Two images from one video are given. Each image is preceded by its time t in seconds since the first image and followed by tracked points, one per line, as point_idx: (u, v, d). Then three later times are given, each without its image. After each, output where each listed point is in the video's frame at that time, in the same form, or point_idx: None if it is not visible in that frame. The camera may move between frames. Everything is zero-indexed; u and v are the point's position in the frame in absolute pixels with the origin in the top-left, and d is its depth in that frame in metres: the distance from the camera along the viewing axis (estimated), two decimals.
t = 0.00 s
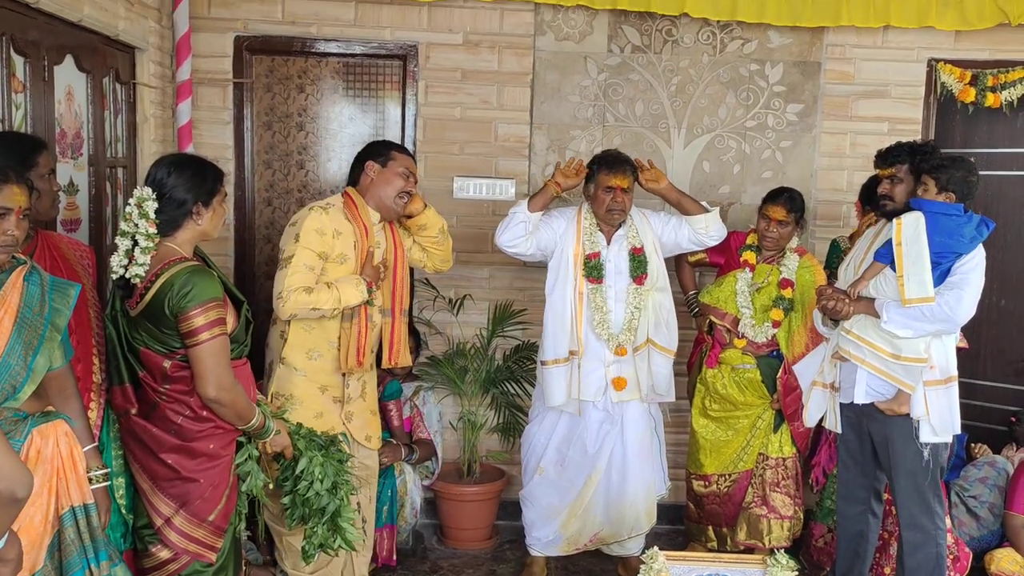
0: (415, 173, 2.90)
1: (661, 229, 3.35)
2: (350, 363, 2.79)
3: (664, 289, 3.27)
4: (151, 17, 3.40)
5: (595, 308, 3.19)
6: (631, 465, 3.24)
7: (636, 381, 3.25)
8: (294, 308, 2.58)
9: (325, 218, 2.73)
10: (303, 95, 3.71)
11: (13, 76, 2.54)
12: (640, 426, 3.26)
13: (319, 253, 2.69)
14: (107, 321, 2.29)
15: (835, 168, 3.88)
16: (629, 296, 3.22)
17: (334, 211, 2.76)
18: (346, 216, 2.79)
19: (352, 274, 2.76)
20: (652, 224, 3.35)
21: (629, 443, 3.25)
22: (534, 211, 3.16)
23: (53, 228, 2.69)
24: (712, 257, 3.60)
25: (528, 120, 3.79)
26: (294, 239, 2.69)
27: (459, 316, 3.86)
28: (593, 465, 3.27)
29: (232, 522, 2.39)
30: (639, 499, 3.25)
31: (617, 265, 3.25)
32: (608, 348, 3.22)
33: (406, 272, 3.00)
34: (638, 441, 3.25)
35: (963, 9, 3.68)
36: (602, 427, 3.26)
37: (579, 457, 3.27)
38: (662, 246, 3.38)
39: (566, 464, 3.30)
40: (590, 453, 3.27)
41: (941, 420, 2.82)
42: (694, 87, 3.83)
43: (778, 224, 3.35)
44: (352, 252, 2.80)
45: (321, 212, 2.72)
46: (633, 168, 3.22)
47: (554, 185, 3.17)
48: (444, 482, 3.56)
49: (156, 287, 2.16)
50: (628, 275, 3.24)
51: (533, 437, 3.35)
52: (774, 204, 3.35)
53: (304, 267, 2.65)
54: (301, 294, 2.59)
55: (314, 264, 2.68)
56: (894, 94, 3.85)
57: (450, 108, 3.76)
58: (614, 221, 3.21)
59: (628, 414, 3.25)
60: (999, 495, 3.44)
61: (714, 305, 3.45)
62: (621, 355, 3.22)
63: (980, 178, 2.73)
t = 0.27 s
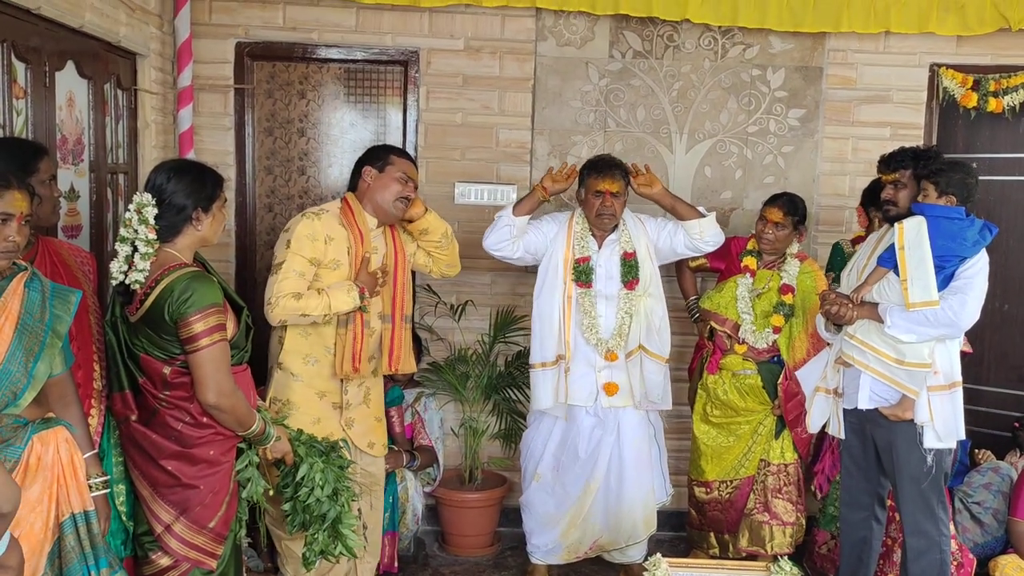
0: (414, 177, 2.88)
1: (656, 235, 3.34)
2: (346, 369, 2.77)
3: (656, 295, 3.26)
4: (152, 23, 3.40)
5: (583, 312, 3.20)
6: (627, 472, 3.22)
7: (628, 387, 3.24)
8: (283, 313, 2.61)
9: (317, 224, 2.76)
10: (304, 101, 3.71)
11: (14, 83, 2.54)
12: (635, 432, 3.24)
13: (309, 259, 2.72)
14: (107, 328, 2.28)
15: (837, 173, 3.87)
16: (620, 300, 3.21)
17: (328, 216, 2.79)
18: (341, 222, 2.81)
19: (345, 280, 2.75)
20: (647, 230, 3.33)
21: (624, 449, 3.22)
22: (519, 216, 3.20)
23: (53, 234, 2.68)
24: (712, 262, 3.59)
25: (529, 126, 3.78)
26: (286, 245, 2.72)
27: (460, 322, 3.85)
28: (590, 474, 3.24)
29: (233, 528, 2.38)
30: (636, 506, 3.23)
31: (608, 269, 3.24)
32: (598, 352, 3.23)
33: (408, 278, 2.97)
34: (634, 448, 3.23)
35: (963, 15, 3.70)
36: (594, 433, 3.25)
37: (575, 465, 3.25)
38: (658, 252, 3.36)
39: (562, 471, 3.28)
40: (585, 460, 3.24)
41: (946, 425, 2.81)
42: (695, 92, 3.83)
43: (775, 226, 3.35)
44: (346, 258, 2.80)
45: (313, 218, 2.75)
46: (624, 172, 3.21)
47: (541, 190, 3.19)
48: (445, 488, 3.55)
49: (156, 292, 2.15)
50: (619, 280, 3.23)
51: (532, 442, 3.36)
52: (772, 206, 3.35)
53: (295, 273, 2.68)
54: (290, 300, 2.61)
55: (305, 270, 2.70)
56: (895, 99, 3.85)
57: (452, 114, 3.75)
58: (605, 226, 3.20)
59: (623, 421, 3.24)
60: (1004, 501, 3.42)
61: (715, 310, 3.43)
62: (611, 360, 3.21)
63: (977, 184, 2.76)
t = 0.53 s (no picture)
0: (412, 180, 2.84)
1: (649, 241, 3.33)
2: (338, 373, 2.76)
3: (646, 302, 3.20)
4: (153, 27, 3.40)
5: (570, 316, 3.21)
6: (620, 480, 3.21)
7: (617, 393, 3.23)
8: (270, 317, 2.62)
9: (307, 228, 2.77)
10: (305, 105, 3.71)
11: (16, 87, 2.54)
12: (628, 439, 3.23)
13: (299, 263, 2.73)
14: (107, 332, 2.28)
15: (838, 177, 3.87)
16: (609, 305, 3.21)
17: (321, 220, 2.80)
18: (334, 227, 2.81)
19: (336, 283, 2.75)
20: (641, 235, 3.31)
21: (617, 457, 3.22)
22: (507, 219, 3.24)
23: (55, 239, 2.68)
24: (715, 268, 3.62)
25: (530, 130, 3.78)
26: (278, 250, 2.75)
27: (461, 326, 3.84)
28: (586, 482, 3.24)
29: (233, 533, 2.37)
30: (628, 514, 3.22)
31: (597, 274, 3.26)
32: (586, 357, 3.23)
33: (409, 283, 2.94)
34: (626, 455, 3.22)
35: (963, 18, 3.68)
36: (583, 437, 3.25)
37: (569, 472, 3.25)
38: (651, 257, 3.34)
39: (559, 478, 3.28)
40: (577, 464, 3.24)
41: (949, 429, 2.81)
42: (696, 96, 3.83)
43: (772, 225, 3.34)
44: (337, 263, 2.80)
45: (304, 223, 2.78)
46: (615, 177, 3.18)
47: (529, 195, 3.25)
48: (446, 493, 3.54)
49: (156, 296, 2.15)
50: (607, 285, 3.25)
51: (527, 447, 3.35)
52: (768, 206, 3.36)
53: (284, 278, 2.69)
54: (275, 304, 2.62)
55: (295, 274, 2.71)
56: (897, 103, 3.85)
57: (453, 118, 3.75)
58: (595, 231, 3.18)
59: (616, 427, 3.23)
60: (1006, 506, 3.42)
61: (715, 314, 3.45)
62: (598, 366, 3.21)
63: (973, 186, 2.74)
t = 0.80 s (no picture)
0: (408, 183, 2.79)
1: (640, 245, 3.30)
2: (335, 372, 2.76)
3: (635, 307, 3.19)
4: (152, 31, 3.40)
5: (558, 320, 3.21)
6: (610, 485, 3.20)
7: (605, 398, 3.23)
8: (263, 319, 2.68)
9: (301, 231, 2.80)
10: (305, 108, 3.71)
11: (14, 90, 2.54)
12: (620, 443, 3.23)
13: (293, 267, 2.75)
14: (105, 336, 2.28)
15: (838, 180, 3.87)
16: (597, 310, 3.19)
17: (315, 224, 2.81)
18: (330, 231, 2.82)
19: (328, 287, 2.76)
20: (632, 238, 3.30)
21: (609, 462, 3.21)
22: (497, 223, 3.23)
23: (53, 242, 2.68)
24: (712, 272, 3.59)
25: (529, 133, 3.78)
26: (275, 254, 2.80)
27: (460, 330, 3.84)
28: (579, 487, 3.24)
29: (231, 537, 2.36)
30: (619, 519, 3.20)
31: (586, 278, 3.25)
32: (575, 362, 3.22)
33: (410, 285, 2.92)
34: (617, 460, 3.21)
35: (962, 21, 3.68)
36: (572, 441, 3.25)
37: (563, 476, 3.24)
38: (642, 260, 3.32)
39: (553, 482, 3.28)
40: (568, 469, 3.24)
41: (948, 432, 2.78)
42: (696, 99, 3.82)
43: (762, 222, 3.36)
44: (330, 267, 2.81)
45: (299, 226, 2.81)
46: (605, 181, 3.17)
47: (520, 199, 3.23)
48: (445, 497, 3.54)
49: (152, 300, 2.15)
50: (597, 290, 3.23)
51: (522, 451, 3.36)
52: (758, 204, 3.38)
53: (278, 281, 2.73)
54: (268, 306, 2.68)
55: (289, 278, 2.74)
56: (896, 106, 3.85)
57: (453, 121, 3.75)
58: (585, 236, 3.18)
59: (608, 431, 3.23)
60: (1007, 509, 3.41)
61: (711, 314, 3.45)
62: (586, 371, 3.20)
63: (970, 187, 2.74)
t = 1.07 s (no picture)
0: (405, 188, 2.77)
1: (637, 249, 3.31)
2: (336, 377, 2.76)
3: (632, 311, 3.19)
4: (151, 35, 3.40)
5: (556, 323, 3.20)
6: (608, 489, 3.20)
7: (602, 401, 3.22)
8: (266, 322, 2.73)
9: (303, 236, 2.83)
10: (303, 112, 3.71)
11: (13, 95, 2.54)
12: (617, 447, 3.23)
13: (294, 271, 2.80)
14: (103, 340, 2.27)
15: (837, 183, 3.87)
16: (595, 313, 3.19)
17: (318, 229, 2.84)
18: (330, 236, 2.84)
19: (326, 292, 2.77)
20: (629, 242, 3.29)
21: (607, 466, 3.21)
22: (495, 227, 3.27)
23: (51, 246, 2.68)
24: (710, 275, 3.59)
25: (528, 137, 3.78)
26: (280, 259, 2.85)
27: (459, 333, 3.84)
28: (578, 490, 3.24)
29: (229, 542, 2.36)
30: (617, 524, 3.20)
31: (583, 282, 3.24)
32: (573, 366, 3.21)
33: (411, 288, 2.90)
34: (615, 464, 3.21)
35: (960, 25, 3.68)
36: (570, 445, 3.24)
37: (562, 480, 3.23)
38: (639, 263, 3.32)
39: (552, 486, 3.27)
40: (566, 473, 3.23)
41: (947, 436, 2.78)
42: (694, 102, 3.82)
43: (757, 225, 3.36)
44: (330, 271, 2.82)
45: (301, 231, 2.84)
46: (601, 185, 3.16)
47: (516, 203, 3.25)
48: (445, 501, 3.53)
49: (150, 303, 2.15)
50: (595, 293, 3.22)
51: (520, 454, 3.34)
52: (751, 207, 3.39)
53: (281, 286, 2.77)
54: (271, 309, 2.74)
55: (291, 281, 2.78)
56: (895, 109, 3.84)
57: (452, 125, 3.75)
58: (581, 239, 3.18)
59: (606, 435, 3.23)
60: (1007, 513, 3.40)
61: (711, 318, 3.44)
62: (584, 374, 3.20)
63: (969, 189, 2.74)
